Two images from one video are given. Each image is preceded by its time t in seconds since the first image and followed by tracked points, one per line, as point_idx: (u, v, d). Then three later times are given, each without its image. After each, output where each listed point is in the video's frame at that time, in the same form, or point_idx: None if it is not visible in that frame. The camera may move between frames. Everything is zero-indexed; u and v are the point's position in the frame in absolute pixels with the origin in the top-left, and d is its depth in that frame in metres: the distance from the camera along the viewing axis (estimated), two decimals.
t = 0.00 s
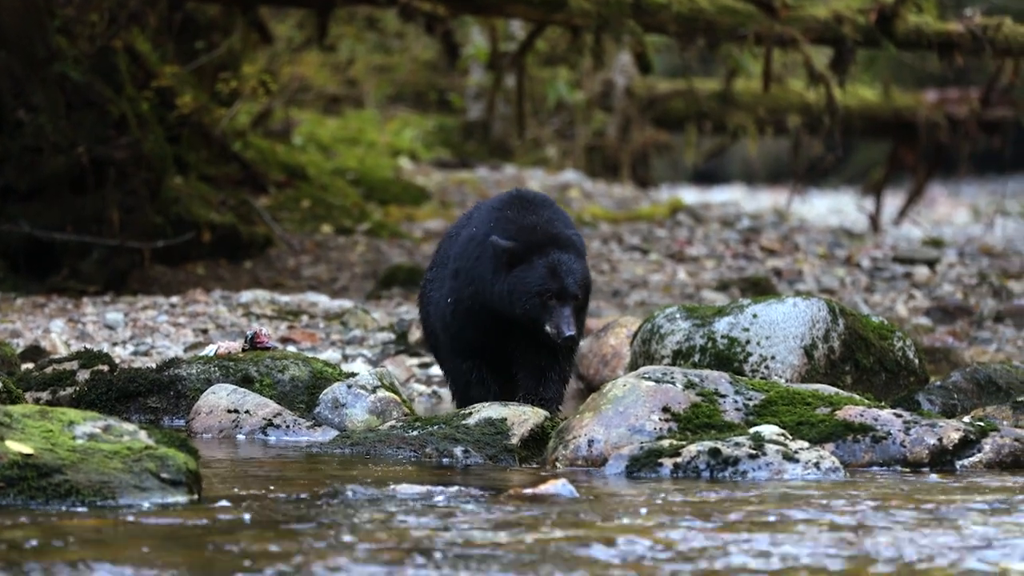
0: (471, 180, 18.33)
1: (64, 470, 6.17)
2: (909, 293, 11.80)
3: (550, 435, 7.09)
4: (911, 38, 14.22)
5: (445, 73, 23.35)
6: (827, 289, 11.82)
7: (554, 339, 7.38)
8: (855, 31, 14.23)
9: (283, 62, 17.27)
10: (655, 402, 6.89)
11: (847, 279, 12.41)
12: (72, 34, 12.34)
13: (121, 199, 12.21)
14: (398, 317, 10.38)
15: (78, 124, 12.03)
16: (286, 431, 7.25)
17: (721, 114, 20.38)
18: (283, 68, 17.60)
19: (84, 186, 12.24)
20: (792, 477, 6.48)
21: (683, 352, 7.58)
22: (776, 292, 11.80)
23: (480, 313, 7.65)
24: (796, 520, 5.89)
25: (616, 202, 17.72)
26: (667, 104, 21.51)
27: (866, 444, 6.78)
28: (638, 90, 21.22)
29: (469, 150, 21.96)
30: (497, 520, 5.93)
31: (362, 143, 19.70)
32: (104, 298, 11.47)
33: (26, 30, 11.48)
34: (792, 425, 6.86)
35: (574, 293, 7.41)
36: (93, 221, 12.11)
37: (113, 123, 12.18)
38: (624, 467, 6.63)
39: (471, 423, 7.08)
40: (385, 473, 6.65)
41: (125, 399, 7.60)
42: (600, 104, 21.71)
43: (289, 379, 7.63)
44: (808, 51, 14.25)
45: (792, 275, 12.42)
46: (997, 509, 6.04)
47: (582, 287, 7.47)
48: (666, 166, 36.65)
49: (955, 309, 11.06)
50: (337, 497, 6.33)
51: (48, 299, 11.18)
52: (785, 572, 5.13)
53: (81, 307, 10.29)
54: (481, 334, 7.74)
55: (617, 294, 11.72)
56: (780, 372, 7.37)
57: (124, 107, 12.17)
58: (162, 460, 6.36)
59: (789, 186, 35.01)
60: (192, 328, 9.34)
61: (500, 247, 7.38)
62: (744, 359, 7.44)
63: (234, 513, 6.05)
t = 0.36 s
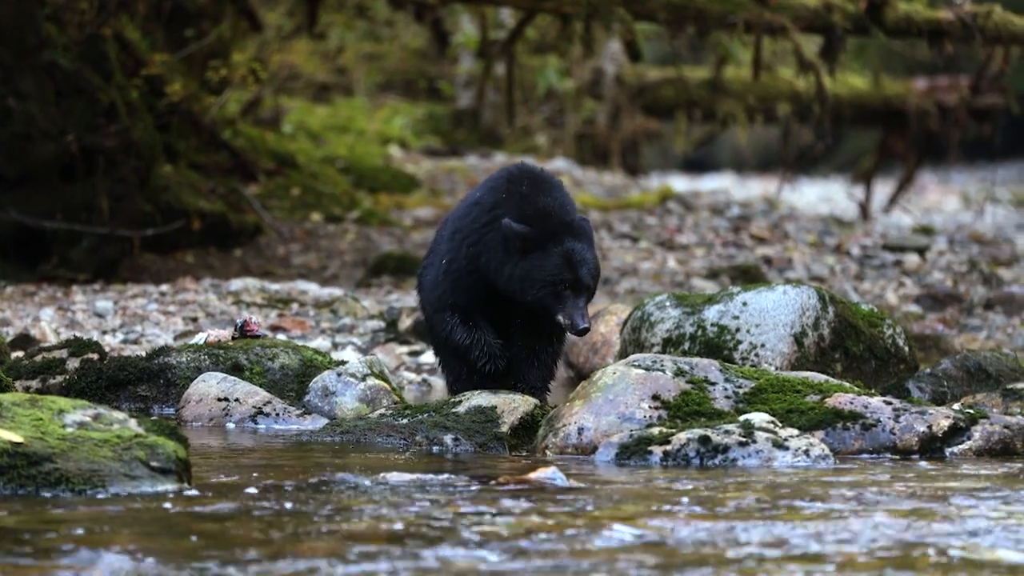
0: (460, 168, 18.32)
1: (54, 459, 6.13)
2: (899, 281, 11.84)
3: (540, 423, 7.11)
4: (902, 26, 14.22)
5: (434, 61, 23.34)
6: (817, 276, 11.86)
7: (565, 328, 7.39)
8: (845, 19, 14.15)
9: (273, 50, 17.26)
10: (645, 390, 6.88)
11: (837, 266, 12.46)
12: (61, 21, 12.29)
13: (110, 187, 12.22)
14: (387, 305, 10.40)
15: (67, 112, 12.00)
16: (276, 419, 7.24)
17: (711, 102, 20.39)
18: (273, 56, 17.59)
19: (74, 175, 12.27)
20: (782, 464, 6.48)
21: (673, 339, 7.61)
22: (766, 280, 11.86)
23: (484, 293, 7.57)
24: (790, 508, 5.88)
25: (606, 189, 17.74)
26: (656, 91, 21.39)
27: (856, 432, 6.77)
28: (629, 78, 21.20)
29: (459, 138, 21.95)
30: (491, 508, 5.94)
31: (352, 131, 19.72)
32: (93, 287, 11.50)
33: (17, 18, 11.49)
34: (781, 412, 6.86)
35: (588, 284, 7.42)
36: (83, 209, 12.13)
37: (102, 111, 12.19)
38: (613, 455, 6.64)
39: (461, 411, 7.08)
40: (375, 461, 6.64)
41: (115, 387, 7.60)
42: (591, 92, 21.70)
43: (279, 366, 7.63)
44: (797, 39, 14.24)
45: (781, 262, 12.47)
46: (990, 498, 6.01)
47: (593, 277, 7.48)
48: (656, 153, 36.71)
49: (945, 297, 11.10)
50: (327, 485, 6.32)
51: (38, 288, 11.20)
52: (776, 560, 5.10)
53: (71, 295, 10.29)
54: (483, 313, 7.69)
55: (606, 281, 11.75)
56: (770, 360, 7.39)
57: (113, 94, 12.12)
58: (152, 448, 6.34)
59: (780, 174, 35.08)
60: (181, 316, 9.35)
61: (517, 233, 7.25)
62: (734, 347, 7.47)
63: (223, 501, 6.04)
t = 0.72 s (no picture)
0: (449, 164, 18.35)
1: (41, 454, 6.12)
2: (886, 277, 11.90)
3: (528, 420, 7.18)
4: (888, 22, 14.22)
5: (422, 56, 23.32)
6: (805, 272, 11.89)
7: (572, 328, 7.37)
8: (833, 14, 14.08)
9: (261, 45, 17.24)
10: (632, 386, 6.89)
11: (824, 262, 12.51)
12: (49, 15, 11.98)
13: (98, 182, 12.24)
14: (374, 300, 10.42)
15: (56, 106, 11.92)
16: (262, 414, 7.24)
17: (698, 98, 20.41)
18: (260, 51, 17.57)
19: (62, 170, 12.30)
20: (768, 460, 6.49)
21: (659, 335, 7.64)
22: (753, 276, 11.91)
23: (486, 287, 7.51)
24: (777, 505, 5.87)
25: (594, 185, 17.75)
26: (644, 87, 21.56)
27: (843, 428, 6.78)
28: (617, 73, 21.18)
29: (447, 133, 21.95)
30: (481, 504, 5.94)
31: (339, 125, 19.72)
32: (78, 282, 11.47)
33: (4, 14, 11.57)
34: (768, 408, 6.86)
35: (595, 283, 7.39)
36: (71, 203, 12.14)
37: (90, 105, 12.09)
38: (600, 451, 6.63)
39: (448, 406, 7.09)
40: (362, 457, 6.63)
41: (102, 382, 7.59)
42: (579, 87, 21.65)
43: (266, 362, 7.64)
44: (785, 35, 14.23)
45: (769, 258, 12.51)
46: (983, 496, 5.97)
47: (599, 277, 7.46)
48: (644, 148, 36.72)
49: (932, 293, 11.16)
50: (314, 480, 6.32)
51: (25, 282, 11.19)
52: (767, 559, 5.06)
53: (57, 290, 10.28)
54: (482, 307, 7.62)
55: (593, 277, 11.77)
56: (757, 356, 7.42)
57: (101, 89, 11.95)
58: (139, 444, 6.33)
59: (767, 169, 35.14)
60: (168, 311, 9.35)
61: (525, 228, 7.21)
62: (721, 343, 7.49)
63: (210, 495, 6.02)
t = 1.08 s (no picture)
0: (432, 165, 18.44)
1: (22, 454, 6.08)
2: (869, 278, 12.01)
3: (511, 420, 7.15)
4: (872, 22, 14.21)
5: (407, 56, 23.33)
6: (787, 272, 11.97)
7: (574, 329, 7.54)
8: (816, 14, 14.07)
9: (244, 44, 17.24)
10: (614, 386, 6.89)
11: (807, 262, 12.60)
12: (31, 15, 11.67)
13: (80, 181, 12.22)
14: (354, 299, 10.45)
15: (38, 105, 11.81)
16: (244, 414, 7.24)
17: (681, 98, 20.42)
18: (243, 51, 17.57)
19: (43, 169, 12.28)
20: (751, 460, 6.49)
21: (643, 335, 7.76)
22: (735, 276, 11.99)
23: (480, 287, 7.54)
24: (758, 505, 5.86)
25: (578, 185, 17.79)
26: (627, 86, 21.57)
27: (825, 428, 6.78)
28: (600, 73, 21.16)
29: (429, 133, 21.91)
30: (456, 504, 5.92)
31: (323, 125, 19.74)
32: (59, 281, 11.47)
33: None
34: (750, 409, 6.86)
35: (592, 283, 7.56)
36: (52, 203, 12.13)
37: (72, 105, 11.99)
38: (582, 451, 6.64)
39: (430, 406, 7.10)
40: (344, 457, 6.63)
41: (85, 382, 7.62)
42: (562, 87, 21.58)
43: (248, 362, 7.63)
44: (768, 35, 14.24)
45: (751, 258, 12.57)
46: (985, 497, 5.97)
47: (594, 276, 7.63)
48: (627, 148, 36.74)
49: (914, 293, 11.37)
50: (295, 480, 6.30)
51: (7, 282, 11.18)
52: (784, 561, 5.01)
53: (40, 289, 10.27)
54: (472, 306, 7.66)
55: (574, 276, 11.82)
56: (739, 356, 7.52)
57: (84, 88, 11.90)
58: (121, 443, 6.31)
59: (750, 168, 35.23)
60: (151, 310, 9.37)
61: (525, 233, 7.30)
62: (704, 343, 7.61)
63: (193, 495, 6.00)
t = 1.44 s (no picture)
0: (416, 165, 18.52)
1: (8, 455, 6.07)
2: (854, 278, 12.01)
3: (496, 420, 7.15)
4: (857, 22, 14.24)
5: (390, 55, 23.29)
6: (772, 273, 12.01)
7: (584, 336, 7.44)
8: (800, 14, 14.08)
9: (229, 44, 17.23)
10: (600, 386, 6.89)
11: (792, 263, 12.63)
12: (16, 16, 11.85)
13: (65, 182, 12.10)
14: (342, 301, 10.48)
15: (22, 106, 11.80)
16: (230, 415, 7.25)
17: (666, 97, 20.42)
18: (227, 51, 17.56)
19: (29, 170, 12.08)
20: (736, 461, 6.50)
21: (629, 335, 7.84)
22: (721, 276, 12.03)
23: (486, 293, 7.48)
24: (742, 505, 5.85)
25: (565, 184, 17.80)
26: (612, 85, 21.20)
27: (810, 428, 6.79)
28: (585, 73, 21.10)
29: (415, 134, 22.02)
30: (444, 505, 5.91)
31: (308, 125, 19.74)
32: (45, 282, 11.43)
33: None
34: (736, 409, 6.87)
35: (603, 291, 7.45)
36: (37, 204, 12.01)
37: (57, 106, 11.96)
38: (568, 451, 6.65)
39: (416, 406, 7.12)
40: (330, 458, 6.64)
41: (70, 382, 7.61)
42: (546, 86, 21.46)
43: (234, 362, 7.63)
44: (753, 35, 14.25)
45: (737, 259, 12.60)
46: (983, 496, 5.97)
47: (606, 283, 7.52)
48: (613, 147, 36.72)
49: (899, 293, 11.39)
50: (281, 481, 6.30)
51: None
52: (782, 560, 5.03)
53: (24, 290, 10.24)
54: (479, 312, 7.59)
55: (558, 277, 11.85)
56: (725, 357, 7.54)
57: (68, 89, 11.97)
58: (107, 444, 6.28)
59: (735, 168, 35.28)
60: (136, 311, 9.36)
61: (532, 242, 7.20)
62: (689, 343, 7.65)
63: (178, 498, 5.98)
